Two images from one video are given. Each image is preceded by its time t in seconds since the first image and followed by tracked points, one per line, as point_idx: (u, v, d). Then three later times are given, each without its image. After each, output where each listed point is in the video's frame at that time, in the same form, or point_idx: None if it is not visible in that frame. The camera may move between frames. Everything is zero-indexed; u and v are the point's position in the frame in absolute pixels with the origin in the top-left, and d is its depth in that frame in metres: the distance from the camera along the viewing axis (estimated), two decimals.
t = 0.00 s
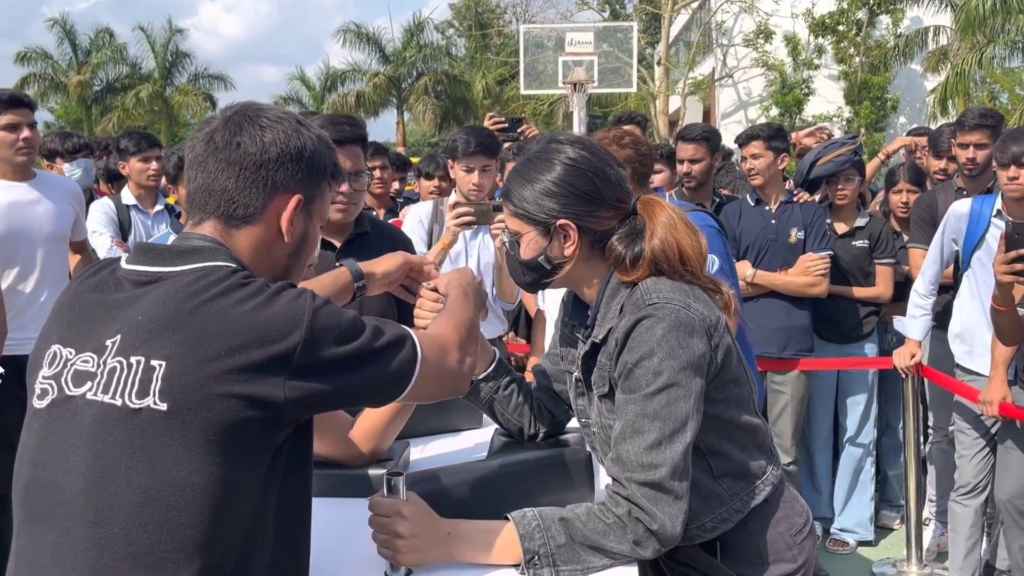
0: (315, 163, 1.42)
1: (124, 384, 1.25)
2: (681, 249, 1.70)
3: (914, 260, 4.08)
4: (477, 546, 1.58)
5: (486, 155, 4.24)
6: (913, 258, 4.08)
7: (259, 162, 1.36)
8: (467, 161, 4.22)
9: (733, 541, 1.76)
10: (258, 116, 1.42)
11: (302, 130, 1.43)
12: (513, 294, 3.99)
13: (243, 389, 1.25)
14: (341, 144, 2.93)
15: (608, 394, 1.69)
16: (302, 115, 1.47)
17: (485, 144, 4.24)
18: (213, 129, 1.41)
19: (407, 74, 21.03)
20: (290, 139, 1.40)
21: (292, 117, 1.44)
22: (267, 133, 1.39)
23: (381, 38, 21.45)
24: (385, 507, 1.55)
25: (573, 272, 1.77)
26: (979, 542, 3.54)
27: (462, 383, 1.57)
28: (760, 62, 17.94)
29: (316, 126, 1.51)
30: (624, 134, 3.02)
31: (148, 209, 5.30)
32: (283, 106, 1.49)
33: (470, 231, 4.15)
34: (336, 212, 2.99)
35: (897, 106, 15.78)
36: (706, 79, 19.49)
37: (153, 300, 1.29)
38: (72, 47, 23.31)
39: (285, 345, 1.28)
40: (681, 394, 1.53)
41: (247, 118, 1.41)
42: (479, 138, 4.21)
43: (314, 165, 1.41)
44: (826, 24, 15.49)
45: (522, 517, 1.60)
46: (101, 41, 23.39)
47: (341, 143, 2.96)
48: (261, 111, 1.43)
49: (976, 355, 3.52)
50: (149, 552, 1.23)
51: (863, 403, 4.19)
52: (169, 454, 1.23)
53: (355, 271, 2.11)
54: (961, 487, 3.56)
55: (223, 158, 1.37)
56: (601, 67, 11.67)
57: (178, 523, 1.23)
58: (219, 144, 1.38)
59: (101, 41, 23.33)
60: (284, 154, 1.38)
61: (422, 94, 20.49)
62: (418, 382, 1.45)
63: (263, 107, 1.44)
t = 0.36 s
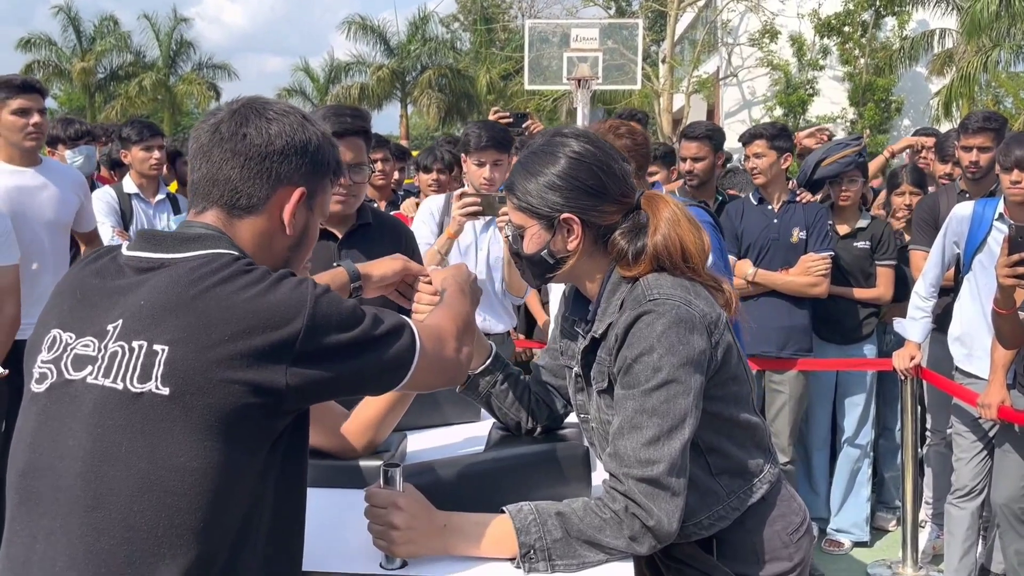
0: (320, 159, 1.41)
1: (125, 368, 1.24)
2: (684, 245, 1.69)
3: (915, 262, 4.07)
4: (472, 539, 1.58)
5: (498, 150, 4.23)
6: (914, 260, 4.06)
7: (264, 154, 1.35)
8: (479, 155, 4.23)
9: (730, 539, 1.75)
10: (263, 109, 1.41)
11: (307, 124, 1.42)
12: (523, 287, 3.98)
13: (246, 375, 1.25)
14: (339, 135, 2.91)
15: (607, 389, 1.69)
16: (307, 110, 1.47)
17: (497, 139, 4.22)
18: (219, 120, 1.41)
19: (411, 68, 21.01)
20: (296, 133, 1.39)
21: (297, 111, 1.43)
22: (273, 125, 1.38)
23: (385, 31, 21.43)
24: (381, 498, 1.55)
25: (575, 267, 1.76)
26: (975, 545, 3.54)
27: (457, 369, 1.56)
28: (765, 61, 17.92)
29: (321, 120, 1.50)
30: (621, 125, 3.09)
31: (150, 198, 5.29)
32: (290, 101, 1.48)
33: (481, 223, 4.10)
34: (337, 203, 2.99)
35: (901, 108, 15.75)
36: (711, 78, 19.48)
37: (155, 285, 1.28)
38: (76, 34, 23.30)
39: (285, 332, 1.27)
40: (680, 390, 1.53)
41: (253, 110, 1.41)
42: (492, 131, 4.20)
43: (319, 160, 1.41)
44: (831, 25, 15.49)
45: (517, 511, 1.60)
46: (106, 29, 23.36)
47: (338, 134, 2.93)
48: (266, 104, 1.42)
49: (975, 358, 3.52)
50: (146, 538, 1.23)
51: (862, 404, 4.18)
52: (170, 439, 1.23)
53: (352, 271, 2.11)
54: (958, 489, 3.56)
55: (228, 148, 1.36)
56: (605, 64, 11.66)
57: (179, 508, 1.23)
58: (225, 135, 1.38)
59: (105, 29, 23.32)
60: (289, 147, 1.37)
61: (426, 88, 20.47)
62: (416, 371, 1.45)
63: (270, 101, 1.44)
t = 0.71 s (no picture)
0: (306, 139, 1.41)
1: (113, 348, 1.24)
2: (679, 238, 1.68)
3: (914, 263, 4.06)
4: (461, 529, 1.57)
5: (504, 143, 4.22)
6: (913, 261, 4.05)
7: (254, 137, 1.35)
8: (483, 147, 4.22)
9: (720, 534, 1.75)
10: (248, 90, 1.40)
11: (292, 104, 1.42)
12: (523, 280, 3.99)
13: (236, 357, 1.24)
14: (336, 125, 2.89)
15: (598, 380, 1.68)
16: (289, 88, 1.46)
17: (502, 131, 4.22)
18: (204, 102, 1.39)
19: (415, 62, 20.99)
20: (283, 114, 1.39)
21: (281, 91, 1.43)
22: (260, 108, 1.37)
23: (390, 25, 21.41)
24: (370, 486, 1.54)
25: (572, 258, 1.76)
26: (969, 546, 3.53)
27: (457, 365, 1.56)
28: (770, 61, 17.89)
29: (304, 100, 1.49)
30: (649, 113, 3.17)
31: (151, 186, 5.29)
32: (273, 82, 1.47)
33: (484, 215, 4.14)
34: (335, 192, 2.98)
35: (906, 110, 15.71)
36: (715, 77, 19.46)
37: (143, 265, 1.28)
38: (80, 23, 23.28)
39: (271, 314, 1.27)
40: (671, 382, 1.52)
41: (238, 92, 1.40)
42: (498, 125, 4.21)
43: (305, 141, 1.41)
44: (837, 25, 15.43)
45: (507, 502, 1.59)
46: (110, 18, 23.34)
47: (334, 124, 2.91)
48: (249, 85, 1.41)
49: (972, 360, 3.51)
50: (131, 519, 1.22)
51: (858, 403, 4.18)
52: (156, 420, 1.23)
53: (341, 253, 2.17)
54: (953, 490, 3.56)
55: (217, 132, 1.35)
56: (609, 61, 11.63)
57: (167, 489, 1.22)
58: (213, 120, 1.36)
59: (110, 18, 23.30)
60: (278, 131, 1.37)
61: (430, 82, 20.46)
62: (408, 364, 1.43)
63: (253, 81, 1.43)
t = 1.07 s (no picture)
0: (305, 129, 1.41)
1: (107, 338, 1.25)
2: (682, 234, 1.68)
3: (919, 262, 4.05)
4: (460, 522, 1.57)
5: (511, 136, 4.21)
6: (919, 259, 4.04)
7: (251, 126, 1.34)
8: (490, 140, 4.21)
9: (720, 531, 1.75)
10: (247, 79, 1.40)
11: (290, 95, 1.41)
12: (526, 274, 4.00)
13: (230, 346, 1.24)
14: (342, 117, 2.86)
15: (599, 376, 1.68)
16: (288, 79, 1.46)
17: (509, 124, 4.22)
18: (202, 91, 1.39)
19: (422, 56, 20.98)
20: (282, 104, 1.38)
21: (280, 82, 1.42)
22: (259, 98, 1.37)
23: (397, 19, 21.40)
24: (370, 479, 1.55)
25: (575, 254, 1.76)
26: (972, 545, 3.53)
27: (457, 351, 1.57)
28: (778, 58, 17.83)
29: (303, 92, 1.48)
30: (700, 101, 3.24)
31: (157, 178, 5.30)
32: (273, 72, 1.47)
33: (489, 209, 4.15)
34: (339, 184, 2.99)
35: (914, 108, 15.63)
36: (723, 73, 19.41)
37: (136, 256, 1.29)
38: (89, 14, 23.32)
39: (264, 302, 1.26)
40: (672, 378, 1.52)
41: (236, 82, 1.39)
42: (505, 118, 4.20)
43: (304, 131, 1.41)
44: (846, 21, 15.32)
45: (507, 497, 1.60)
46: (118, 10, 23.37)
47: (341, 115, 2.88)
48: (248, 74, 1.40)
49: (978, 359, 3.50)
50: (128, 508, 1.23)
51: (862, 402, 4.17)
52: (148, 409, 1.23)
53: (347, 251, 2.19)
54: (956, 490, 3.55)
55: (216, 121, 1.35)
56: (616, 57, 11.61)
57: (162, 478, 1.23)
58: (211, 108, 1.36)
59: (118, 10, 23.32)
60: (277, 121, 1.36)
61: (437, 77, 20.45)
62: (405, 348, 1.42)
63: (253, 70, 1.42)
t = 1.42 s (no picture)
0: (344, 137, 1.44)
1: (138, 320, 1.26)
2: (691, 218, 1.69)
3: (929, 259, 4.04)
4: (466, 509, 1.58)
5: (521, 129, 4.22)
6: (929, 257, 4.03)
7: (300, 135, 1.36)
8: (500, 132, 4.21)
9: (724, 521, 1.76)
10: (296, 85, 1.41)
11: (336, 105, 1.44)
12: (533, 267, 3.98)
13: (254, 332, 1.25)
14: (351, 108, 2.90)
15: (606, 366, 1.69)
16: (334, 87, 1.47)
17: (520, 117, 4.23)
18: (252, 91, 1.39)
19: (433, 50, 20.99)
20: (327, 116, 1.40)
21: (327, 90, 1.44)
22: (306, 106, 1.39)
23: (409, 13, 21.43)
24: (377, 465, 1.56)
25: (589, 245, 1.77)
26: (977, 544, 3.53)
27: (485, 371, 1.55)
28: (791, 54, 17.75)
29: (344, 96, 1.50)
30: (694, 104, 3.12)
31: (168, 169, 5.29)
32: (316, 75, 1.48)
33: (498, 202, 4.15)
34: (349, 175, 2.98)
35: (926, 106, 15.54)
36: (734, 70, 19.35)
37: (168, 239, 1.31)
38: (102, 5, 23.41)
39: (287, 290, 1.27)
40: (678, 369, 1.53)
41: (286, 87, 1.40)
42: (514, 110, 4.21)
43: (342, 139, 1.43)
44: (859, 19, 15.26)
45: (513, 485, 1.62)
46: (131, 1, 23.48)
47: (353, 107, 2.91)
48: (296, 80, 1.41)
49: (986, 357, 3.49)
50: (150, 489, 1.24)
51: (871, 399, 4.16)
52: (172, 391, 1.25)
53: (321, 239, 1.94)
54: (962, 488, 3.54)
55: (267, 125, 1.36)
56: (627, 51, 11.58)
57: (186, 459, 1.25)
58: (262, 112, 1.36)
59: (131, 1, 23.43)
60: (322, 132, 1.39)
61: (448, 71, 20.49)
62: (423, 362, 1.41)
63: (299, 76, 1.42)
